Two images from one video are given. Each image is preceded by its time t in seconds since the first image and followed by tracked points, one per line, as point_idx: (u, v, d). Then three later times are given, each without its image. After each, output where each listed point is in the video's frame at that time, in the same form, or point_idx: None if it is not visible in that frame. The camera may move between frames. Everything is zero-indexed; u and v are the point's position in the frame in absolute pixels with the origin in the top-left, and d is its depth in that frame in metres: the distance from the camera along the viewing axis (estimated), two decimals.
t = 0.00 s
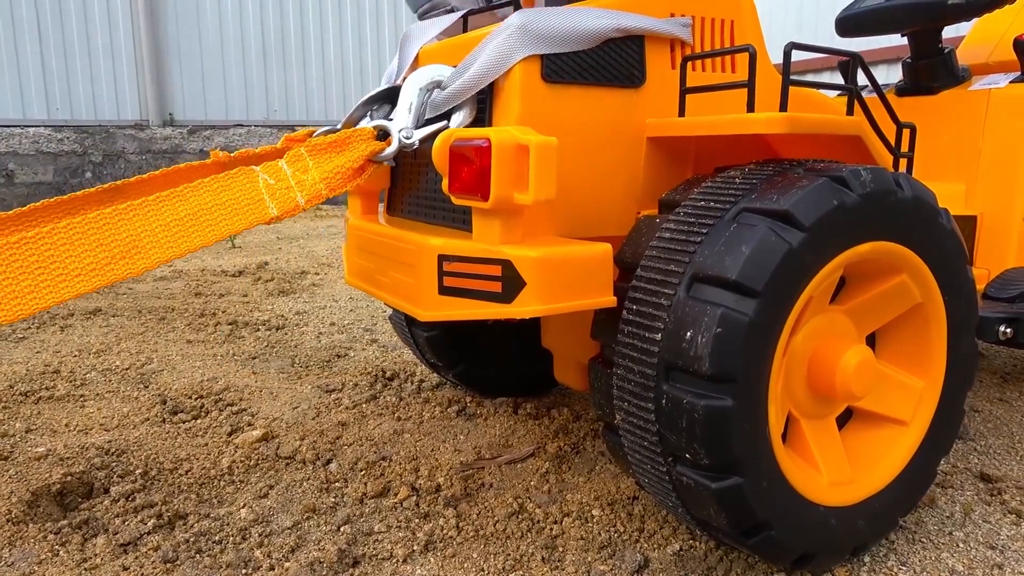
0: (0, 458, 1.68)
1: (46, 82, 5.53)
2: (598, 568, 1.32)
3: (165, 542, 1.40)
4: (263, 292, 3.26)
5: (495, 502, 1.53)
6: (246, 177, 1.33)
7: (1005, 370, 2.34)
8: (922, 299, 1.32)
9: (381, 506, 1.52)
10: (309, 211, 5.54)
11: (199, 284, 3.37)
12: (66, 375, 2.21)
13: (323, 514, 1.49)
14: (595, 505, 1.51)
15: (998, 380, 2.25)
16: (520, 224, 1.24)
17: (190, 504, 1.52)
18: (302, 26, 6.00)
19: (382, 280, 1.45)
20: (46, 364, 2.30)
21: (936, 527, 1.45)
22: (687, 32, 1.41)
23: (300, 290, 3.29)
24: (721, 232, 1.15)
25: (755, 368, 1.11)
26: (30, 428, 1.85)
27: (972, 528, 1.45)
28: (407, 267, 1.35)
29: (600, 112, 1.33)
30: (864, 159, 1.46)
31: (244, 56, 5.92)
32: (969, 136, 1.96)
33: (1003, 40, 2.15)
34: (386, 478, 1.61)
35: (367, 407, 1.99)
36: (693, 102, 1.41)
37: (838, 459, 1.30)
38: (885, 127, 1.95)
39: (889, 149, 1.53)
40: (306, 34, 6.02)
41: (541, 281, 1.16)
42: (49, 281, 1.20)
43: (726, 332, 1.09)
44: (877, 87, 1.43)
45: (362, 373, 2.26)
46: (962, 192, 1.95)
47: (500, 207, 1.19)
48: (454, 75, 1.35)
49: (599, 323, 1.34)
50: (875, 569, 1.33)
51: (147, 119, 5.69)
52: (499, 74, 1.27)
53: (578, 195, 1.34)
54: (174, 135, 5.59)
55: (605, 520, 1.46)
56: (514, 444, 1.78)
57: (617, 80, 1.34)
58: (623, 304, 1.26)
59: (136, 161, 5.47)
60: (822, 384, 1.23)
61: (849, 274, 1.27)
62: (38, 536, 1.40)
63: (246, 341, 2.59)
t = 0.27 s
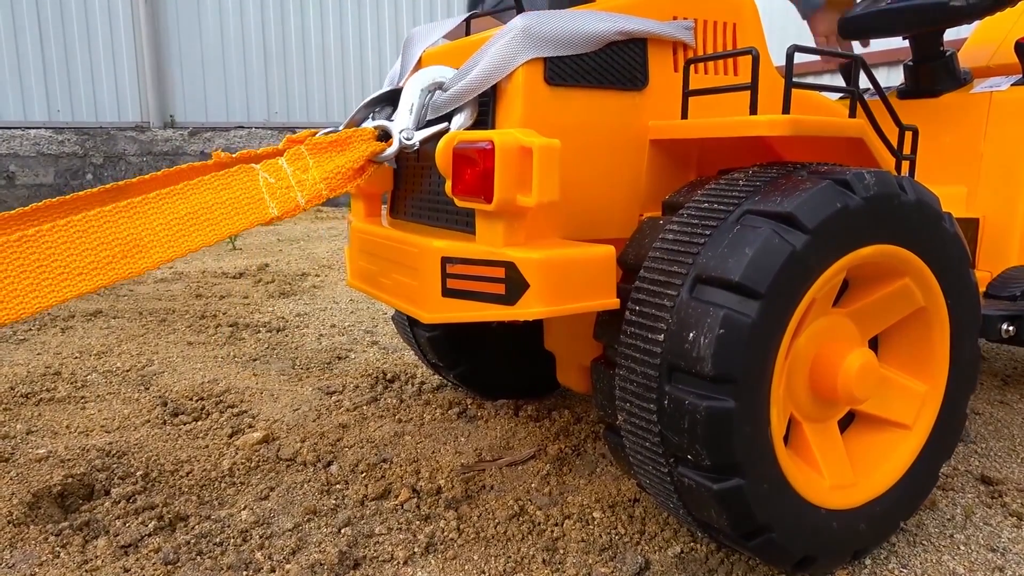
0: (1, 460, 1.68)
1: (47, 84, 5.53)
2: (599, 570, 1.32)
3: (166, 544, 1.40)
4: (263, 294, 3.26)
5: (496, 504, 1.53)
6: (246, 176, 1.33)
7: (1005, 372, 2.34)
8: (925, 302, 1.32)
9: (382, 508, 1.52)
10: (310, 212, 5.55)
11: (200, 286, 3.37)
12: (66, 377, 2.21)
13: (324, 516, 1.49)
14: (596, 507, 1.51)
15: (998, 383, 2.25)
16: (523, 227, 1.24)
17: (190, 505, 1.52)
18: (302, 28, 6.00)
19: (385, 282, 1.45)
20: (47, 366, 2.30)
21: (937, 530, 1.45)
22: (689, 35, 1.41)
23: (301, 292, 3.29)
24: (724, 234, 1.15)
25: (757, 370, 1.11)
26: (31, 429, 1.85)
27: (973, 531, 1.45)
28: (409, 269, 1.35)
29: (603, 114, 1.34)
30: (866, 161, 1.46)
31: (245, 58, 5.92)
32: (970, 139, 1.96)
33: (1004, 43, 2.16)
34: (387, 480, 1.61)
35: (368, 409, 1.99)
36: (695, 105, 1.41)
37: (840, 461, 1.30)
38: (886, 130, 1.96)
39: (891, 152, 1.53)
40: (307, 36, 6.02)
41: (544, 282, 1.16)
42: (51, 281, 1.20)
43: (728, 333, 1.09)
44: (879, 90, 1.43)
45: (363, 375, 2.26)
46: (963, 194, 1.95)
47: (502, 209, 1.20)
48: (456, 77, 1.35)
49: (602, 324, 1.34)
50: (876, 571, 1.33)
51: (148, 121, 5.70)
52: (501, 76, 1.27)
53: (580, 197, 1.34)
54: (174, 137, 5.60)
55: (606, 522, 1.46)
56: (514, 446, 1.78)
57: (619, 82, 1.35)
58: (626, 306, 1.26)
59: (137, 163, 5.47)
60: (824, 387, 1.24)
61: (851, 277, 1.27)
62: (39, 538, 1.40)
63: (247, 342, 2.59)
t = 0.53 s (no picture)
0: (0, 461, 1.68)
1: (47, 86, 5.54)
2: (599, 572, 1.32)
3: (164, 545, 1.39)
4: (263, 295, 3.26)
5: (495, 506, 1.52)
6: (246, 171, 1.33)
7: (1005, 375, 2.34)
8: (926, 304, 1.32)
9: (381, 510, 1.51)
10: (309, 214, 5.55)
11: (199, 288, 3.37)
12: (66, 378, 2.21)
13: (323, 518, 1.49)
14: (595, 510, 1.51)
15: (998, 385, 2.25)
16: (525, 227, 1.24)
17: (190, 507, 1.52)
18: (303, 30, 6.01)
19: (387, 283, 1.45)
20: (47, 367, 2.30)
21: (937, 532, 1.45)
22: (690, 37, 1.41)
23: (300, 294, 3.29)
24: (726, 232, 1.15)
25: (758, 371, 1.11)
26: (30, 430, 1.85)
27: (973, 533, 1.45)
28: (411, 269, 1.35)
29: (604, 115, 1.34)
30: (867, 163, 1.46)
31: (245, 60, 5.92)
32: (971, 141, 1.96)
33: (1005, 46, 2.16)
34: (386, 482, 1.61)
35: (368, 411, 1.99)
36: (696, 107, 1.41)
37: (841, 463, 1.29)
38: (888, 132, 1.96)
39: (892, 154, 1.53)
40: (308, 38, 6.03)
41: (546, 281, 1.16)
42: (49, 275, 1.20)
43: (730, 330, 1.09)
44: (880, 93, 1.44)
45: (363, 377, 2.26)
46: (964, 196, 1.95)
47: (504, 209, 1.19)
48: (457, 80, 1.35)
49: (603, 326, 1.34)
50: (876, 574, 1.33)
51: (148, 122, 5.70)
52: (502, 80, 1.27)
53: (581, 198, 1.34)
54: (175, 138, 5.60)
55: (605, 524, 1.46)
56: (514, 448, 1.78)
57: (620, 85, 1.34)
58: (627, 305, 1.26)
59: (137, 165, 5.48)
60: (825, 389, 1.23)
61: (853, 278, 1.27)
62: (38, 539, 1.40)
63: (246, 344, 2.59)
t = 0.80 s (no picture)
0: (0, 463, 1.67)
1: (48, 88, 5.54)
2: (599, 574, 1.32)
3: (164, 547, 1.39)
4: (263, 297, 3.26)
5: (495, 508, 1.52)
6: (245, 173, 1.32)
7: (1005, 377, 2.34)
8: (926, 305, 1.32)
9: (381, 512, 1.51)
10: (310, 216, 5.55)
11: (199, 289, 3.37)
12: (66, 380, 2.21)
13: (323, 520, 1.49)
14: (595, 512, 1.51)
15: (998, 387, 2.25)
16: (525, 230, 1.24)
17: (190, 509, 1.52)
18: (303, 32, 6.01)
19: (388, 285, 1.45)
20: (47, 368, 2.30)
21: (938, 534, 1.45)
22: (691, 40, 1.41)
23: (300, 295, 3.29)
24: (727, 235, 1.15)
25: (759, 373, 1.11)
26: (30, 432, 1.85)
27: (973, 535, 1.45)
28: (412, 272, 1.35)
29: (605, 117, 1.34)
30: (868, 166, 1.46)
31: (246, 62, 5.93)
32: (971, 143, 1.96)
33: (1005, 48, 2.16)
34: (386, 484, 1.61)
35: (368, 412, 1.99)
36: (697, 109, 1.41)
37: (841, 465, 1.29)
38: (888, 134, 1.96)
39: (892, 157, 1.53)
40: (308, 40, 6.03)
41: (546, 284, 1.16)
42: (48, 279, 1.21)
43: (730, 332, 1.09)
44: (881, 95, 1.44)
45: (363, 379, 2.26)
46: (963, 198, 1.95)
47: (505, 212, 1.20)
48: (458, 82, 1.35)
49: (603, 328, 1.34)
50: None
51: (148, 124, 5.70)
52: (502, 81, 1.27)
53: (582, 200, 1.34)
54: (175, 140, 5.60)
55: (606, 526, 1.46)
56: (514, 449, 1.78)
57: (621, 87, 1.35)
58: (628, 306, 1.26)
59: (138, 166, 5.48)
60: (825, 391, 1.23)
61: (853, 280, 1.27)
62: (38, 541, 1.40)
63: (246, 346, 2.59)
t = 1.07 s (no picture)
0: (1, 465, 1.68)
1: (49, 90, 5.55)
2: None
3: (165, 549, 1.40)
4: (263, 298, 3.27)
5: (496, 510, 1.53)
6: (246, 177, 1.33)
7: (1005, 378, 2.34)
8: (926, 308, 1.32)
9: (382, 514, 1.51)
10: (310, 217, 5.55)
11: (200, 291, 3.37)
12: (66, 382, 2.21)
13: (324, 522, 1.49)
14: (596, 514, 1.51)
15: (999, 389, 2.25)
16: (526, 233, 1.24)
17: (191, 511, 1.52)
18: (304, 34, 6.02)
19: (388, 287, 1.45)
20: (47, 370, 2.30)
21: (939, 536, 1.45)
22: (691, 43, 1.41)
23: (301, 297, 3.29)
24: (728, 237, 1.15)
25: (760, 375, 1.11)
26: (31, 434, 1.85)
27: (974, 538, 1.45)
28: (412, 274, 1.35)
29: (606, 121, 1.34)
30: (869, 169, 1.46)
31: (246, 63, 5.93)
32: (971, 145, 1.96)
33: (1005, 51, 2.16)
34: (386, 486, 1.61)
35: (369, 414, 1.99)
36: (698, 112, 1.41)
37: (842, 467, 1.30)
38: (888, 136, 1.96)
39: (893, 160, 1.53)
40: (309, 42, 6.03)
41: (548, 288, 1.16)
42: (50, 283, 1.21)
43: (732, 334, 1.09)
44: (881, 99, 1.44)
45: (363, 380, 2.26)
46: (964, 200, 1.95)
47: (507, 216, 1.20)
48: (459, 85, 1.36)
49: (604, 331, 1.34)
50: None
51: (148, 126, 5.71)
52: (504, 84, 1.28)
53: (583, 202, 1.34)
54: (175, 142, 5.60)
55: (606, 528, 1.46)
56: (515, 451, 1.78)
57: (622, 90, 1.35)
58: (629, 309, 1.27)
59: (138, 168, 5.49)
60: (826, 392, 1.23)
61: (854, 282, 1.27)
62: (39, 542, 1.40)
63: (247, 347, 2.60)
